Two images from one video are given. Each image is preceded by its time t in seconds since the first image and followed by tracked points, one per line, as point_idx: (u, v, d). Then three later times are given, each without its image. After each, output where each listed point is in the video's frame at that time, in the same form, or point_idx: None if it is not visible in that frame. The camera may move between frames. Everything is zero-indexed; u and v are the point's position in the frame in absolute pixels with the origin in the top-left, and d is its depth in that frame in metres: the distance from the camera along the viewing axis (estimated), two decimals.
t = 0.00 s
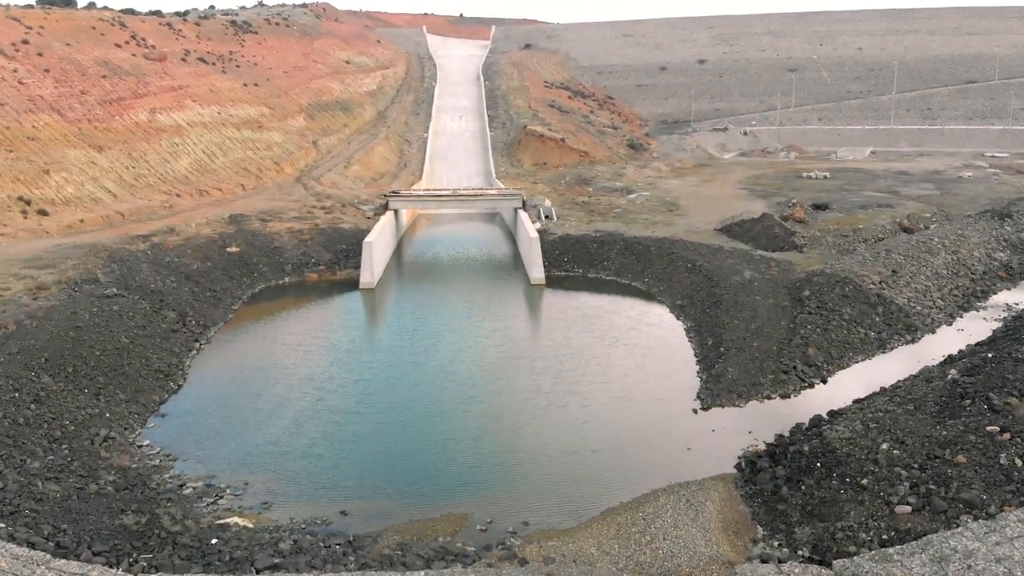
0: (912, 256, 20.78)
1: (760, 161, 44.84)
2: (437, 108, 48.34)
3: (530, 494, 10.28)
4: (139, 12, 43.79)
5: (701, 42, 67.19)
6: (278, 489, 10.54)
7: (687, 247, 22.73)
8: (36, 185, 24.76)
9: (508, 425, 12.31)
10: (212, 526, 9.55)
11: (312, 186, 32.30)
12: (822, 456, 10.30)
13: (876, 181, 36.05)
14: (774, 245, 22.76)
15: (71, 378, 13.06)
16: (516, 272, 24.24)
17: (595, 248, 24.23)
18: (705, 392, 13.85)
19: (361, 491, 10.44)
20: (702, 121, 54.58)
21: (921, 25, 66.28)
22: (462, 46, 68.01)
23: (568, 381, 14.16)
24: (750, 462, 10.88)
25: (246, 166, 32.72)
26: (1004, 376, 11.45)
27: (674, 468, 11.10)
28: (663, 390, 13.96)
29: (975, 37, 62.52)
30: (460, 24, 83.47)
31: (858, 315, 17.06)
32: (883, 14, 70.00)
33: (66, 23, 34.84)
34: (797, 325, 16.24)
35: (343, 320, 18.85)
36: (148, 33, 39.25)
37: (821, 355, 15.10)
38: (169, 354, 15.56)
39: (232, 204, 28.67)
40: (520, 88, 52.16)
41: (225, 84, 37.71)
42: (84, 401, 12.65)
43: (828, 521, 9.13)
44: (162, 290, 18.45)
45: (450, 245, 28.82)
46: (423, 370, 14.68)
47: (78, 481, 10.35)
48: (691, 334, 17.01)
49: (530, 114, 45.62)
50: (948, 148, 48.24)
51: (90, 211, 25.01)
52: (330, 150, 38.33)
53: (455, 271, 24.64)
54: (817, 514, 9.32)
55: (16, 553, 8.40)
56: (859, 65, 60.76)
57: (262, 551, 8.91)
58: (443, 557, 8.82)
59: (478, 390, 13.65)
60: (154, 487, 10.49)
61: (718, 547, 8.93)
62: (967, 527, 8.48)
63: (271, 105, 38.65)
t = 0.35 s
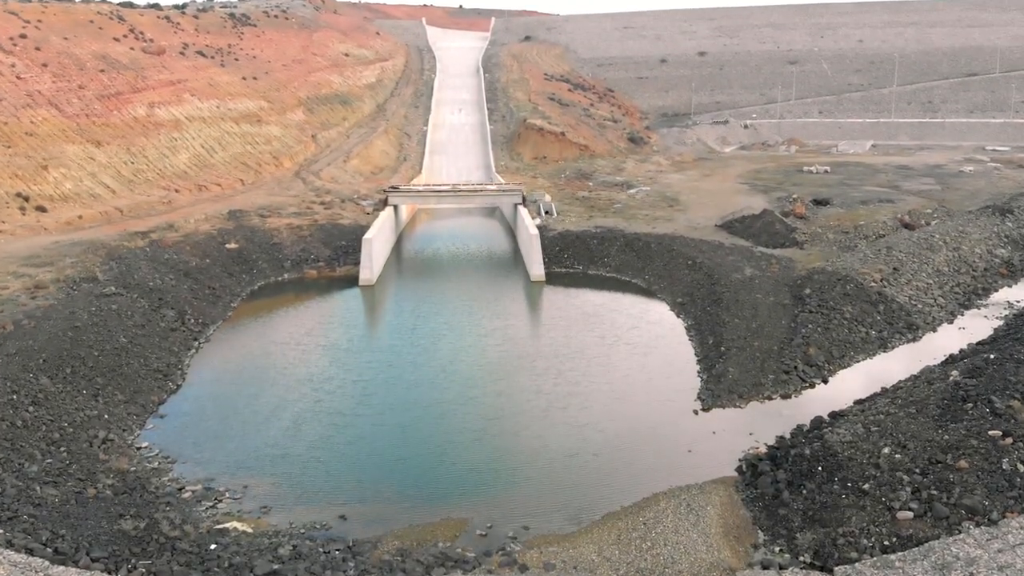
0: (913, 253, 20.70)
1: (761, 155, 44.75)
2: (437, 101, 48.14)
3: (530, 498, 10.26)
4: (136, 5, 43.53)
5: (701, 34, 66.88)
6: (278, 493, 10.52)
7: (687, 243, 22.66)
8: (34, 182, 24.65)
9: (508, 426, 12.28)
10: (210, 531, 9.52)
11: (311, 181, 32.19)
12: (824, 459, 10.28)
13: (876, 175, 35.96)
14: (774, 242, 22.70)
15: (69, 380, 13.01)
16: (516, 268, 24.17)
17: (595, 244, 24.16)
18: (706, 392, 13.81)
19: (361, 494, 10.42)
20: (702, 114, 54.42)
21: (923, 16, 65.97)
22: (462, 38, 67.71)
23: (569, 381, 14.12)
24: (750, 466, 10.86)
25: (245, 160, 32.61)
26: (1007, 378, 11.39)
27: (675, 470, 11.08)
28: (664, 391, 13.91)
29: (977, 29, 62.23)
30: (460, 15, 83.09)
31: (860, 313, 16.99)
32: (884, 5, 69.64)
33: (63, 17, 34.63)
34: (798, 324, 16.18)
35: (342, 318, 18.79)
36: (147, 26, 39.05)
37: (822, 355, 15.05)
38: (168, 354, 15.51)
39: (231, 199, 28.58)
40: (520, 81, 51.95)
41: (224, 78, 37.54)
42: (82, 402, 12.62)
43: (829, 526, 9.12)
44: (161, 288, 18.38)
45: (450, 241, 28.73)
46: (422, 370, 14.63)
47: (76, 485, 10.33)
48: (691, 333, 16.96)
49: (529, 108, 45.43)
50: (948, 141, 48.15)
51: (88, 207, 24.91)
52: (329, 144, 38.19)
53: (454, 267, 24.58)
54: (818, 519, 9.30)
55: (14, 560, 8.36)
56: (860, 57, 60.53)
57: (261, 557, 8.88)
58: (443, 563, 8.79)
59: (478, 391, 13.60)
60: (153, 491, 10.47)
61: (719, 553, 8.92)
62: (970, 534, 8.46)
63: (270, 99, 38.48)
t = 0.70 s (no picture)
0: (914, 251, 20.61)
1: (761, 148, 44.62)
2: (436, 94, 47.92)
3: (530, 502, 10.20)
4: None
5: (702, 26, 66.53)
6: (276, 497, 10.46)
7: (688, 240, 22.56)
8: (32, 177, 24.51)
9: (508, 429, 12.23)
10: (209, 537, 9.47)
11: (310, 176, 32.06)
12: (825, 465, 10.24)
13: (878, 169, 35.83)
14: (775, 239, 22.60)
15: (67, 381, 12.94)
16: (516, 265, 24.07)
17: (595, 241, 24.05)
18: (706, 394, 13.76)
19: (360, 499, 10.35)
20: (702, 107, 54.26)
21: (924, 8, 65.59)
22: (461, 29, 67.37)
23: (569, 383, 14.05)
24: (752, 470, 10.81)
25: (243, 155, 32.47)
26: (1009, 381, 11.33)
27: (675, 473, 11.01)
28: (665, 392, 13.83)
29: (979, 22, 61.90)
30: (460, 7, 82.66)
31: (861, 312, 16.92)
32: None
33: (60, 10, 34.41)
34: (799, 323, 16.10)
35: (341, 316, 18.70)
36: (145, 19, 38.83)
37: (823, 355, 14.99)
38: (167, 353, 15.43)
39: (229, 194, 28.45)
40: (520, 73, 51.72)
41: (222, 71, 37.34)
42: (80, 404, 12.58)
43: (831, 534, 9.08)
44: (159, 286, 18.29)
45: (450, 236, 28.61)
46: (422, 371, 14.55)
47: (74, 490, 10.29)
48: (692, 332, 16.89)
49: (529, 100, 45.21)
50: (949, 135, 48.06)
51: (86, 203, 24.79)
52: (328, 137, 38.02)
53: (454, 263, 24.48)
54: (820, 526, 9.25)
55: (10, 567, 8.32)
56: (862, 49, 60.26)
57: (260, 564, 8.84)
58: (443, 571, 8.74)
59: (478, 393, 13.54)
60: (151, 495, 10.42)
61: (720, 562, 8.90)
62: (972, 542, 8.42)
63: (268, 92, 38.28)
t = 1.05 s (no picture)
0: (916, 251, 20.52)
1: (762, 144, 44.50)
2: (436, 89, 47.72)
3: (530, 511, 10.14)
4: None
5: (702, 21, 66.24)
6: (274, 506, 10.39)
7: (689, 240, 22.47)
8: (29, 176, 24.35)
9: (509, 436, 12.15)
10: (206, 547, 9.41)
11: (309, 173, 31.93)
12: (829, 473, 10.18)
13: (879, 166, 35.72)
14: (776, 238, 22.50)
15: (64, 387, 12.87)
16: (515, 265, 23.96)
17: (596, 240, 23.97)
18: (707, 398, 13.68)
19: (359, 508, 10.29)
20: (703, 103, 54.10)
21: (926, 3, 65.28)
22: (461, 24, 67.11)
23: (570, 388, 13.97)
24: (754, 478, 10.75)
25: (242, 152, 32.32)
26: (1014, 388, 11.30)
27: (676, 481, 10.94)
28: (666, 397, 13.74)
29: (980, 17, 61.63)
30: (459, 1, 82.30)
31: (863, 314, 16.83)
32: None
33: (58, 7, 34.18)
34: (801, 326, 16.02)
35: (339, 317, 18.60)
36: (143, 15, 38.62)
37: (825, 359, 14.91)
38: (165, 357, 15.34)
39: (228, 193, 28.31)
40: (520, 69, 51.51)
41: (221, 68, 37.15)
42: (77, 410, 12.52)
43: (834, 544, 9.02)
44: (157, 288, 18.19)
45: (449, 235, 28.49)
46: (421, 376, 14.47)
47: (70, 499, 10.24)
48: (693, 334, 16.80)
49: (529, 96, 45.03)
50: (951, 131, 47.95)
51: (84, 202, 24.66)
52: (327, 134, 37.87)
53: (453, 263, 24.38)
54: (824, 536, 9.19)
55: None
56: (863, 45, 60.03)
57: None
58: None
59: (478, 398, 13.47)
60: (148, 504, 10.36)
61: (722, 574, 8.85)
62: (977, 555, 8.39)
63: (267, 89, 38.10)
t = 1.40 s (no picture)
0: (918, 258, 20.41)
1: (762, 147, 44.41)
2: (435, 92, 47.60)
3: (530, 527, 10.02)
4: None
5: (702, 23, 66.11)
6: (271, 522, 10.26)
7: (689, 246, 22.36)
8: (26, 181, 24.20)
9: (509, 449, 12.03)
10: (203, 566, 9.29)
11: (308, 177, 31.82)
12: (833, 489, 10.06)
13: (880, 170, 35.63)
14: (778, 244, 22.39)
15: (60, 399, 12.75)
16: (515, 270, 23.84)
17: (596, 246, 23.86)
18: (709, 409, 13.55)
19: (357, 525, 10.16)
20: (702, 105, 54.02)
21: (926, 4, 65.17)
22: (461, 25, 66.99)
23: (571, 399, 13.85)
24: (757, 492, 10.64)
25: (241, 156, 32.21)
26: (1019, 402, 11.21)
27: (679, 496, 10.81)
28: (668, 408, 13.62)
29: (980, 19, 61.53)
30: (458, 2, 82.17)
31: (866, 322, 16.71)
32: None
33: (56, 10, 34.04)
34: (803, 335, 15.91)
35: (337, 325, 18.48)
36: (141, 18, 38.47)
37: (828, 369, 14.80)
38: (161, 366, 15.21)
39: (226, 197, 28.18)
40: (519, 70, 51.39)
41: (219, 70, 37.02)
42: (72, 422, 12.39)
43: (839, 563, 8.89)
44: (155, 295, 18.06)
45: (449, 239, 28.37)
46: (419, 387, 14.36)
47: (66, 515, 10.13)
48: (695, 342, 16.68)
49: (529, 99, 44.91)
50: (951, 133, 47.91)
51: (82, 207, 24.52)
52: (326, 137, 37.76)
53: (453, 268, 24.26)
54: (828, 554, 9.07)
55: None
56: (863, 46, 59.94)
57: None
58: None
59: (477, 410, 13.34)
60: (144, 519, 10.25)
61: None
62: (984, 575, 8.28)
63: (266, 92, 37.97)
